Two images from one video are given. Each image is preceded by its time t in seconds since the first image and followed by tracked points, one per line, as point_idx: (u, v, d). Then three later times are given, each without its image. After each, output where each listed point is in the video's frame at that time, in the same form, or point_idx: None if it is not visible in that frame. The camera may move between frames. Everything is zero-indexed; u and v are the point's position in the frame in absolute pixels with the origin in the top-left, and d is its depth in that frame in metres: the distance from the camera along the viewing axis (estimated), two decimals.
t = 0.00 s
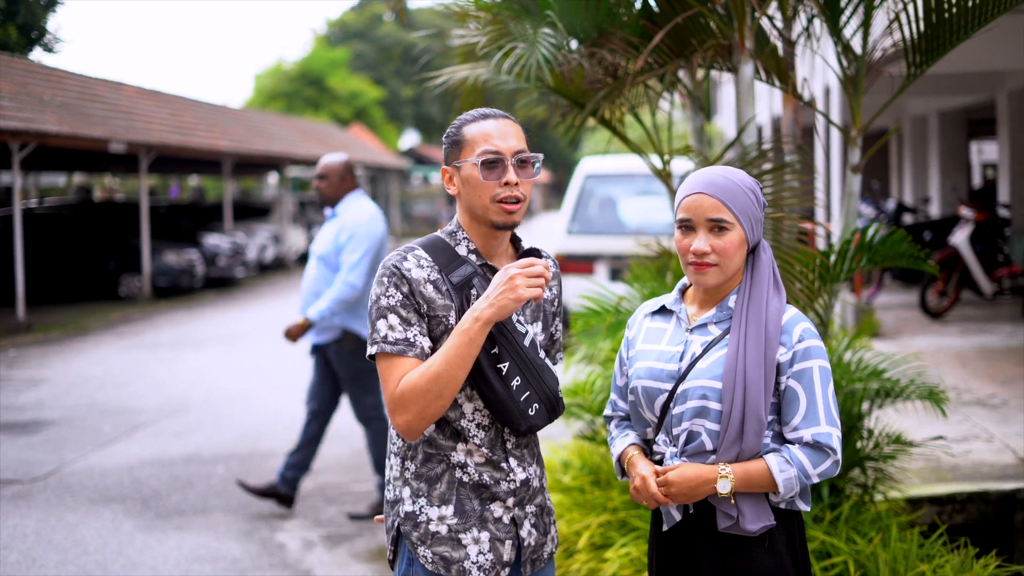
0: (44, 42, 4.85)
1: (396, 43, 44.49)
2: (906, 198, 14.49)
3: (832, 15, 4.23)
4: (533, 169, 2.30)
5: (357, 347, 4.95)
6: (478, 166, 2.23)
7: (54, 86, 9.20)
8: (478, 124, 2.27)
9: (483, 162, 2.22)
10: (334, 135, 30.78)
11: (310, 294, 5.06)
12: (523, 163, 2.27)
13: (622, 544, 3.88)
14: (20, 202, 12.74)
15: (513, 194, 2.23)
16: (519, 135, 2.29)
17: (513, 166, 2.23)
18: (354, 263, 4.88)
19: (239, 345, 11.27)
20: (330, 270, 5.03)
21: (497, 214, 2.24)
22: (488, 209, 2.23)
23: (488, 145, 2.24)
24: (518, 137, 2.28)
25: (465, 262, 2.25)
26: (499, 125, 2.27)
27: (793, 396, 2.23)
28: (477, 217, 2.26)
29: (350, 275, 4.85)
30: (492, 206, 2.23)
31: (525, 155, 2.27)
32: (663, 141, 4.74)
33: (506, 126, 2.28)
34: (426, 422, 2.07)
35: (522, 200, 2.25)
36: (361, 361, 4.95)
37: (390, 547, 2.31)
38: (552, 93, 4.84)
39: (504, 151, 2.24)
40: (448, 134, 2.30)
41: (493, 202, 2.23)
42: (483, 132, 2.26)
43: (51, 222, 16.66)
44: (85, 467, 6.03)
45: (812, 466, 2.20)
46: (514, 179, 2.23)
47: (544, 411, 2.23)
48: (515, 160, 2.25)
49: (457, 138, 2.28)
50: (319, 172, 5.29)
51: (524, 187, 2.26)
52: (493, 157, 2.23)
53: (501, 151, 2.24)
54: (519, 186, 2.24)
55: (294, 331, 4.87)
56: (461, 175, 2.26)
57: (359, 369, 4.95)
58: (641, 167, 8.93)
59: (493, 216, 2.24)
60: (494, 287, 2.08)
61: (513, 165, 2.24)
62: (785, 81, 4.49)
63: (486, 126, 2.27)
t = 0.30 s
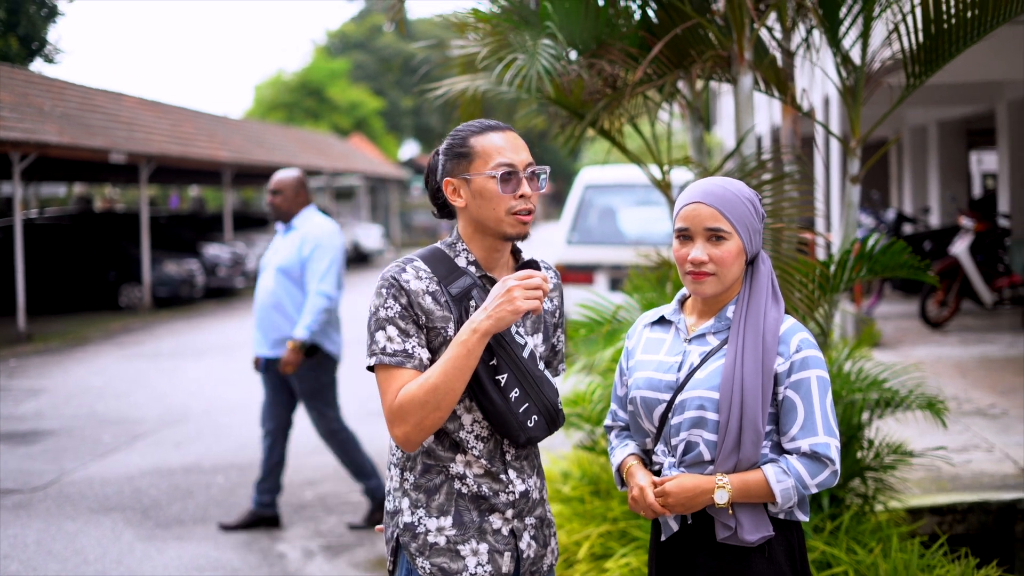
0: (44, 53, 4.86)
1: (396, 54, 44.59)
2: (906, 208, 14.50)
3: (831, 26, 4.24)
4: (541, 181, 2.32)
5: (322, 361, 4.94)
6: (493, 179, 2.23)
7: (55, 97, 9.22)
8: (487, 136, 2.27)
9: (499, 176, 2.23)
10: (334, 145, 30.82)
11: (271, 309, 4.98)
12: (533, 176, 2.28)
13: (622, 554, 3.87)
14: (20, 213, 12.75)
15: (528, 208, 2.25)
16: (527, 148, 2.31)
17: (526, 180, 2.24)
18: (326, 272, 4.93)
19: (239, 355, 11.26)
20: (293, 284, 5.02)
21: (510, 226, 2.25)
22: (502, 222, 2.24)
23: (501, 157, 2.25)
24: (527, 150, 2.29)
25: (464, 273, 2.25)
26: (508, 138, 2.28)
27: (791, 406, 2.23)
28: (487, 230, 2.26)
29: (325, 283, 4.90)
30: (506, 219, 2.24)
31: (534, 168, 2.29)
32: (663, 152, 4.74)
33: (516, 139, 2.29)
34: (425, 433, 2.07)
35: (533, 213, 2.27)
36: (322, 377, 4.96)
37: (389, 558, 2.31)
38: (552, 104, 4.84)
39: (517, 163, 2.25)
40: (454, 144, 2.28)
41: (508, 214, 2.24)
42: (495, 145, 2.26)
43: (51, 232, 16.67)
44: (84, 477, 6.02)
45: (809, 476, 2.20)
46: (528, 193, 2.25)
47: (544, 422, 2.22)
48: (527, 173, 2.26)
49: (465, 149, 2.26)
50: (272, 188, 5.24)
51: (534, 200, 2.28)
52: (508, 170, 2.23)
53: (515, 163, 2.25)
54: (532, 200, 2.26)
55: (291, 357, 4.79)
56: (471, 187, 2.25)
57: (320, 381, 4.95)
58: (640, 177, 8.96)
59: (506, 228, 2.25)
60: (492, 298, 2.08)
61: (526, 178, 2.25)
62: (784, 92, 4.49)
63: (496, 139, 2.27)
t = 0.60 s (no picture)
0: (53, 56, 4.89)
1: (403, 57, 44.65)
2: (913, 212, 14.48)
3: (840, 31, 4.23)
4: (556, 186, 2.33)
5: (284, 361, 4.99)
6: (508, 183, 2.24)
7: (62, 100, 9.26)
8: (502, 140, 2.28)
9: (513, 180, 2.24)
10: (341, 148, 30.87)
11: (244, 308, 4.91)
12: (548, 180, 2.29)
13: (629, 558, 3.87)
14: (29, 215, 12.80)
15: (541, 212, 2.26)
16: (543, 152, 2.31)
17: (540, 183, 2.26)
18: (306, 271, 4.98)
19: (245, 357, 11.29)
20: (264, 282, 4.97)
21: (523, 230, 2.26)
22: (516, 226, 2.25)
23: (516, 161, 2.26)
24: (542, 154, 2.30)
25: (478, 276, 2.26)
26: (521, 142, 2.29)
27: (798, 411, 2.23)
28: (501, 233, 2.27)
29: (308, 282, 4.96)
30: (519, 223, 2.25)
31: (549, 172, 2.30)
32: (670, 156, 4.73)
33: (528, 143, 2.30)
34: (440, 437, 2.08)
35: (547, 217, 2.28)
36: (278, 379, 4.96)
37: (404, 560, 2.32)
38: (560, 108, 4.84)
39: (532, 168, 2.26)
40: (470, 147, 2.30)
41: (521, 218, 2.25)
42: (510, 149, 2.27)
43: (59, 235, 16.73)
44: (92, 479, 6.04)
45: (816, 481, 2.20)
46: (542, 197, 2.26)
47: (558, 425, 2.23)
48: (541, 177, 2.27)
49: (481, 153, 2.28)
50: (235, 186, 5.11)
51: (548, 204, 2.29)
52: (523, 174, 2.24)
53: (529, 168, 2.26)
54: (546, 203, 2.27)
55: (299, 360, 4.91)
56: (484, 191, 2.26)
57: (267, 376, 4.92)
58: (648, 181, 8.98)
59: (520, 232, 2.26)
60: (507, 302, 2.09)
61: (540, 182, 2.26)
62: (793, 96, 4.49)
63: (510, 143, 2.28)
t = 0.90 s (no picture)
0: (54, 58, 4.90)
1: (405, 60, 44.69)
2: (915, 215, 14.49)
3: (841, 34, 4.25)
4: (561, 192, 2.33)
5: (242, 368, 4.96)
6: (510, 188, 2.25)
7: (64, 102, 9.27)
8: (507, 145, 2.29)
9: (516, 185, 2.25)
10: (342, 151, 30.90)
11: (210, 319, 4.88)
12: (552, 186, 2.30)
13: (630, 561, 3.88)
14: (30, 218, 12.81)
15: (544, 217, 2.26)
16: (549, 158, 2.32)
17: (544, 190, 2.26)
18: (272, 283, 4.98)
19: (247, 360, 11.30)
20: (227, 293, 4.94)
21: (525, 235, 2.26)
22: (517, 231, 2.25)
23: (519, 166, 2.27)
24: (548, 159, 2.31)
25: (484, 278, 2.27)
26: (526, 147, 2.30)
27: (800, 415, 2.24)
28: (504, 237, 2.27)
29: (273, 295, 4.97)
30: (521, 228, 2.25)
31: (553, 178, 2.31)
32: (672, 158, 4.73)
33: (534, 148, 2.31)
34: (446, 438, 2.08)
35: (551, 223, 2.28)
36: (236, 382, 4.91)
37: (409, 562, 2.32)
38: (561, 111, 4.85)
39: (535, 173, 2.27)
40: (475, 151, 2.31)
41: (523, 223, 2.25)
42: (515, 154, 2.28)
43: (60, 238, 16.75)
44: (93, 482, 6.06)
45: (818, 485, 2.21)
46: (545, 203, 2.26)
47: (564, 427, 2.24)
48: (545, 183, 2.28)
49: (485, 157, 2.29)
50: (199, 193, 5.11)
51: (552, 211, 2.29)
52: (526, 180, 2.25)
53: (533, 173, 2.27)
54: (550, 210, 2.28)
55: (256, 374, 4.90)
56: (489, 195, 2.27)
57: (232, 386, 4.88)
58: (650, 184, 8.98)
59: (521, 237, 2.26)
60: (514, 305, 2.10)
61: (544, 188, 2.27)
62: (794, 99, 4.51)
63: (515, 148, 2.29)
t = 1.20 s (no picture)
0: (53, 55, 4.89)
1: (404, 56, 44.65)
2: (914, 212, 14.49)
3: (841, 30, 4.23)
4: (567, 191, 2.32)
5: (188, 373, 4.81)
6: (513, 187, 2.24)
7: (63, 99, 9.25)
8: (513, 141, 2.29)
9: (519, 183, 2.24)
10: (342, 147, 30.88)
11: (142, 322, 4.74)
12: (556, 185, 2.29)
13: (631, 556, 3.88)
14: (30, 215, 12.80)
15: (546, 217, 2.25)
16: (555, 156, 2.31)
17: (547, 189, 2.26)
18: (200, 292, 4.70)
19: (247, 356, 11.29)
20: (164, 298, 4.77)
21: (526, 233, 2.26)
22: (518, 229, 2.25)
23: (523, 165, 2.26)
24: (553, 158, 2.30)
25: (490, 271, 2.27)
26: (535, 145, 2.29)
27: (802, 410, 2.24)
28: (506, 234, 2.27)
29: (200, 303, 4.67)
30: (523, 226, 2.25)
31: (558, 177, 2.30)
32: (671, 154, 4.72)
33: (541, 146, 2.30)
34: (448, 432, 2.08)
35: (553, 222, 2.27)
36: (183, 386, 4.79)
37: (410, 556, 2.33)
38: (561, 107, 4.84)
39: (539, 172, 2.26)
40: (482, 148, 2.32)
41: (525, 222, 2.25)
42: (519, 151, 2.27)
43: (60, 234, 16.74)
44: (94, 478, 6.06)
45: (819, 480, 2.21)
46: (547, 202, 2.25)
47: (569, 420, 2.24)
48: (549, 182, 2.27)
49: (491, 154, 2.29)
50: (149, 193, 4.93)
51: (556, 210, 2.28)
52: (529, 179, 2.25)
53: (537, 172, 2.26)
54: (553, 209, 2.27)
55: (191, 387, 4.64)
56: (493, 191, 2.27)
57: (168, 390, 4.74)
58: (650, 181, 8.97)
59: (523, 235, 2.26)
60: (518, 299, 2.09)
61: (547, 188, 2.26)
62: (794, 95, 4.49)
63: (522, 145, 2.28)
